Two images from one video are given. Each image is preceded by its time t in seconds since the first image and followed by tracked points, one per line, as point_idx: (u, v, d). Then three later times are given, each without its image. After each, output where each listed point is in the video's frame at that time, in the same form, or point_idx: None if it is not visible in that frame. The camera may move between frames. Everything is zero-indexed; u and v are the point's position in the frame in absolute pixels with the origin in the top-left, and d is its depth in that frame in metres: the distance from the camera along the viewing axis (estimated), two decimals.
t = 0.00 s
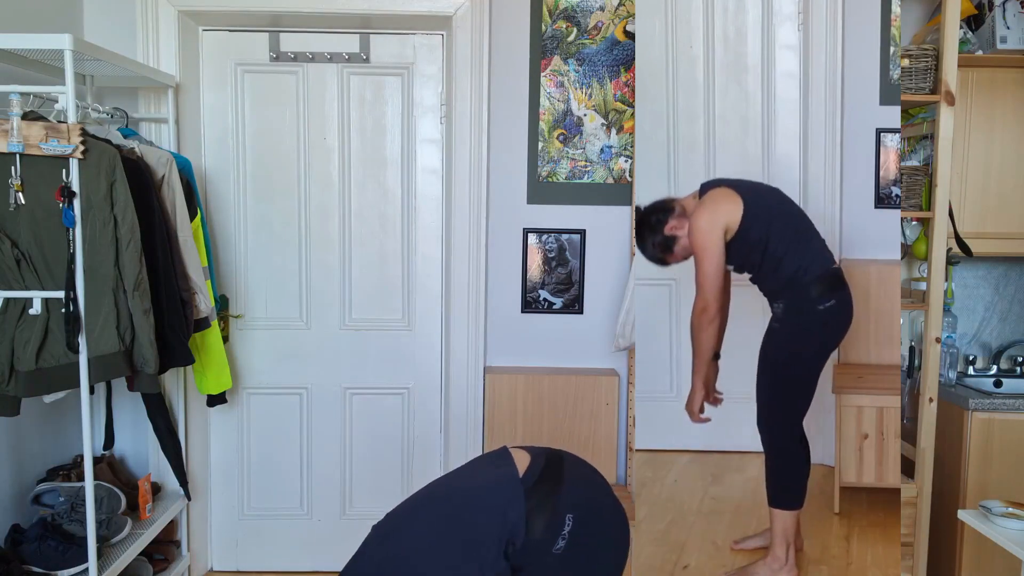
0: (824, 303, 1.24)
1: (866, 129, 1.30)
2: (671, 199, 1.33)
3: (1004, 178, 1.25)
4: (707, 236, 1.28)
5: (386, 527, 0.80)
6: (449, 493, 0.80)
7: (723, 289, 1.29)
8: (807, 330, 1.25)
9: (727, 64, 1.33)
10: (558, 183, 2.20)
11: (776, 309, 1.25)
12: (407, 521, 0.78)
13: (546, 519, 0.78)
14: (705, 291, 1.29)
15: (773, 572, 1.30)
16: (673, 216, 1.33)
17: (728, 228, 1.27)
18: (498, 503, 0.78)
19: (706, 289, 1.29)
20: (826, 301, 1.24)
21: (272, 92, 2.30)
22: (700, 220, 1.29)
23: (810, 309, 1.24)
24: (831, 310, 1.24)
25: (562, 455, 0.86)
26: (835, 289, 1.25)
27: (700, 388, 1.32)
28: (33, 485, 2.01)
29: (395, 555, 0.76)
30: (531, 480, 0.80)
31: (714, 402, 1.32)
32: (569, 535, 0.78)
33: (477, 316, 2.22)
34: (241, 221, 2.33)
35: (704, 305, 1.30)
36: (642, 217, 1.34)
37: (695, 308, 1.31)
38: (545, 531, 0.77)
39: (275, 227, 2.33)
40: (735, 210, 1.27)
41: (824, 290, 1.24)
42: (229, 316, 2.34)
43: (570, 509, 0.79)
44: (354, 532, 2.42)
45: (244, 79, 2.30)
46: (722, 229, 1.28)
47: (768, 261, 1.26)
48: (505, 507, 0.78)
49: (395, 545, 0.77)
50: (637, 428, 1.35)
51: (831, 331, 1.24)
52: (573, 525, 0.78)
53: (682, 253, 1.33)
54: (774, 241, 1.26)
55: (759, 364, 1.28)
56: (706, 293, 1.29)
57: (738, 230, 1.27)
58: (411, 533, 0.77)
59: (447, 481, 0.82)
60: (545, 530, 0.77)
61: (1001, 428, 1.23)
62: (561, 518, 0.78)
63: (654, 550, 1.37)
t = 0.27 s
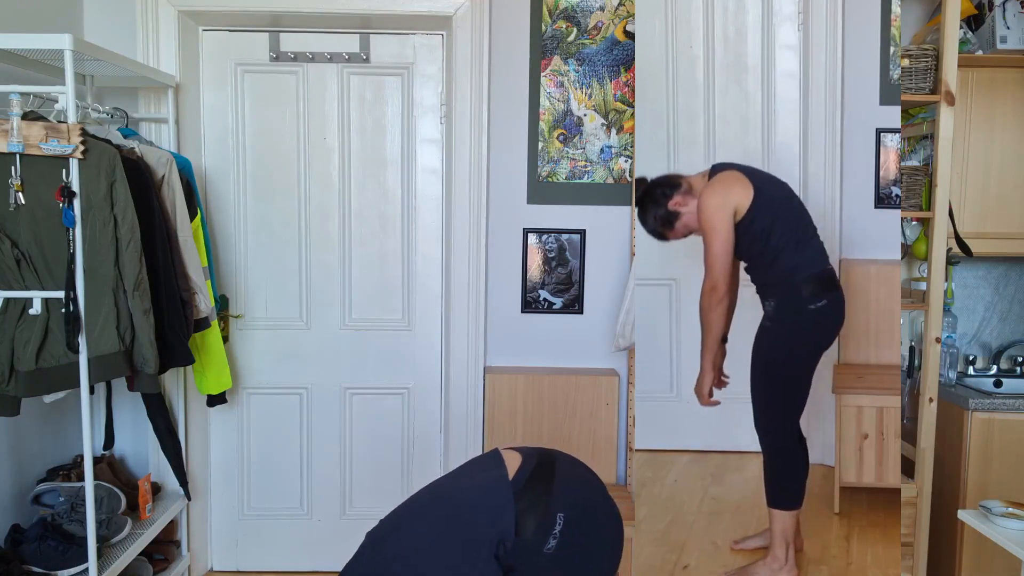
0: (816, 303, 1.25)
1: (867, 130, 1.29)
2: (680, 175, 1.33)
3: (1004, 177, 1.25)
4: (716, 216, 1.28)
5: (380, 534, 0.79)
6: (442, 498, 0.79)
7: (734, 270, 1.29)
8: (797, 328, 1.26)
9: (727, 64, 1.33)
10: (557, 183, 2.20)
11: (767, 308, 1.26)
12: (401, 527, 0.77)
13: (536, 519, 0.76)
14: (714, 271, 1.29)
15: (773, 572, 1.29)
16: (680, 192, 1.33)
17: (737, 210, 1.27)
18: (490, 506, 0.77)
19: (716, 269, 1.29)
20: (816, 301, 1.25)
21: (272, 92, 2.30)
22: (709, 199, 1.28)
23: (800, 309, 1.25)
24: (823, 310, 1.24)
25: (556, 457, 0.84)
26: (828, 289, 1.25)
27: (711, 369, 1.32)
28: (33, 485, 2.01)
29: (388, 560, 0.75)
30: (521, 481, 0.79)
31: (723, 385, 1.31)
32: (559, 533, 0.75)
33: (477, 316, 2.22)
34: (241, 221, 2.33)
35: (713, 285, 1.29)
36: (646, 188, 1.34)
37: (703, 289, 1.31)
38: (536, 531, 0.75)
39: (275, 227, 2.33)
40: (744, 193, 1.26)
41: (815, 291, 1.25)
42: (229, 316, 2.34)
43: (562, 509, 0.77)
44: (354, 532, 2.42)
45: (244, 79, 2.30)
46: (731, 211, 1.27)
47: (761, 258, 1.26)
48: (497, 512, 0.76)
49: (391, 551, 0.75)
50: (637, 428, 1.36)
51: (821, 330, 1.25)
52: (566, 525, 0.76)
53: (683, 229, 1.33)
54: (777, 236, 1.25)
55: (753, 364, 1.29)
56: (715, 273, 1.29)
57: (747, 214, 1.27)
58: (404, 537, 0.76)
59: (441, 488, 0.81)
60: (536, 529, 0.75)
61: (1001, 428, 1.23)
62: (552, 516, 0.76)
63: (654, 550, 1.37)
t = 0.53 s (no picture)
0: (808, 302, 1.25)
1: (867, 129, 1.29)
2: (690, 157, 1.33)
3: (1004, 177, 1.25)
4: (723, 203, 1.28)
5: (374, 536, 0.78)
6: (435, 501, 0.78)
7: (742, 258, 1.28)
8: (793, 329, 1.26)
9: (727, 64, 1.33)
10: (558, 183, 2.20)
11: (760, 307, 1.26)
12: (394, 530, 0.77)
13: (532, 521, 0.74)
14: (721, 258, 1.29)
15: (773, 572, 1.30)
16: (687, 173, 1.33)
17: (745, 199, 1.27)
18: (485, 509, 0.75)
19: (723, 255, 1.29)
20: (809, 301, 1.25)
21: (272, 92, 2.30)
22: (717, 185, 1.28)
23: (793, 309, 1.25)
24: (815, 310, 1.25)
25: (552, 455, 0.82)
26: (822, 289, 1.25)
27: (716, 355, 1.31)
28: (33, 485, 2.01)
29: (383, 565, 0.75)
30: (515, 482, 0.77)
31: (725, 372, 1.31)
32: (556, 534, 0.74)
33: (477, 316, 2.22)
34: (241, 221, 2.33)
35: (721, 271, 1.29)
36: (653, 163, 1.35)
37: (711, 275, 1.30)
38: (531, 531, 0.74)
39: (275, 227, 2.33)
40: (753, 182, 1.27)
41: (808, 291, 1.25)
42: (229, 316, 2.34)
43: (559, 508, 0.75)
44: (354, 532, 2.42)
45: (244, 79, 2.30)
46: (739, 199, 1.27)
47: (758, 254, 1.27)
48: (492, 515, 0.75)
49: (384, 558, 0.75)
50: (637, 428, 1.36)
51: (814, 330, 1.25)
52: (561, 526, 0.74)
53: (684, 210, 1.33)
54: (778, 230, 1.26)
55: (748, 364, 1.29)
56: (723, 259, 1.29)
57: (755, 203, 1.27)
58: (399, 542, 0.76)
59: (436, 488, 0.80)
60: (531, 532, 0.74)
61: (1001, 428, 1.23)
62: (547, 516, 0.74)
63: (654, 550, 1.38)
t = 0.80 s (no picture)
0: (804, 301, 1.26)
1: (867, 129, 1.31)
2: (699, 143, 1.32)
3: (1005, 177, 1.24)
4: (730, 195, 1.26)
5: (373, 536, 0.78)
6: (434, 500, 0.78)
7: (746, 251, 1.28)
8: (791, 328, 1.27)
9: (727, 64, 1.33)
10: (557, 183, 2.20)
11: (755, 306, 1.27)
12: (395, 530, 0.77)
13: (535, 520, 0.76)
14: (725, 250, 1.28)
15: (773, 572, 1.33)
16: (694, 160, 1.31)
17: (752, 192, 1.26)
18: (485, 508, 0.76)
19: (727, 247, 1.28)
20: (805, 300, 1.26)
21: (272, 92, 2.30)
22: (725, 176, 1.27)
23: (790, 308, 1.26)
24: (810, 309, 1.26)
25: (554, 455, 0.84)
26: (817, 288, 1.26)
27: (716, 344, 1.31)
28: (33, 484, 2.01)
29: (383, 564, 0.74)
30: (520, 480, 0.78)
31: (724, 362, 1.32)
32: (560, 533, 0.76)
33: (477, 316, 2.22)
34: (241, 221, 2.33)
35: (724, 264, 1.28)
36: (661, 146, 1.34)
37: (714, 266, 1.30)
38: (534, 530, 0.75)
39: (275, 226, 2.33)
40: (760, 176, 1.26)
41: (804, 290, 1.26)
42: (229, 316, 2.34)
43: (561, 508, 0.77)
44: (354, 532, 2.42)
45: (244, 78, 2.30)
46: (746, 192, 1.26)
47: (757, 253, 1.27)
48: (493, 514, 0.75)
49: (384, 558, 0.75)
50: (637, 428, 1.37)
51: (809, 329, 1.26)
52: (565, 526, 0.76)
53: (687, 196, 1.33)
54: (778, 227, 1.26)
55: (747, 365, 1.30)
56: (727, 251, 1.28)
57: (761, 198, 1.26)
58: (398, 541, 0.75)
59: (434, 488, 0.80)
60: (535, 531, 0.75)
61: (1000, 429, 1.22)
62: (551, 515, 0.76)
63: (653, 550, 1.40)
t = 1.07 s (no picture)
0: (801, 301, 1.28)
1: (867, 129, 1.31)
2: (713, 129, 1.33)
3: (1005, 177, 1.24)
4: (741, 186, 1.28)
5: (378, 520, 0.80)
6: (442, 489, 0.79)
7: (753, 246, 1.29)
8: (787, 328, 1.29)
9: (727, 64, 1.33)
10: (557, 183, 2.20)
11: (751, 305, 1.30)
12: (400, 514, 0.78)
13: (546, 516, 0.78)
14: (733, 242, 1.29)
15: (773, 572, 1.35)
16: (706, 146, 1.32)
17: (762, 184, 1.28)
18: (491, 501, 0.78)
19: (735, 240, 1.29)
20: (800, 300, 1.28)
21: (272, 92, 2.30)
22: (737, 167, 1.29)
23: (784, 308, 1.29)
24: (807, 309, 1.29)
25: (567, 454, 0.85)
26: (813, 288, 1.28)
27: (717, 335, 1.33)
28: (33, 484, 2.01)
29: (389, 551, 0.76)
30: (533, 474, 0.80)
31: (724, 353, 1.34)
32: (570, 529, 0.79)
33: (477, 316, 2.22)
34: (241, 221, 2.33)
35: (731, 256, 1.29)
36: (675, 127, 1.35)
37: (721, 258, 1.30)
38: (545, 526, 0.77)
39: (275, 226, 2.33)
40: (771, 170, 1.28)
41: (799, 290, 1.28)
42: (229, 316, 2.34)
43: (572, 503, 0.79)
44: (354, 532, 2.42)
45: (244, 78, 2.30)
46: (757, 184, 1.28)
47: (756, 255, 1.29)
48: (503, 505, 0.77)
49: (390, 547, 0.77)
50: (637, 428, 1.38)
51: (804, 329, 1.29)
52: (575, 520, 0.79)
53: (693, 180, 1.34)
54: (782, 223, 1.28)
55: (743, 363, 1.32)
56: (734, 244, 1.29)
57: (771, 191, 1.28)
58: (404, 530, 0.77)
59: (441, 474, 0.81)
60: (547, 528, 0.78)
61: (1000, 430, 1.21)
62: (563, 512, 0.78)
63: (654, 550, 1.42)
